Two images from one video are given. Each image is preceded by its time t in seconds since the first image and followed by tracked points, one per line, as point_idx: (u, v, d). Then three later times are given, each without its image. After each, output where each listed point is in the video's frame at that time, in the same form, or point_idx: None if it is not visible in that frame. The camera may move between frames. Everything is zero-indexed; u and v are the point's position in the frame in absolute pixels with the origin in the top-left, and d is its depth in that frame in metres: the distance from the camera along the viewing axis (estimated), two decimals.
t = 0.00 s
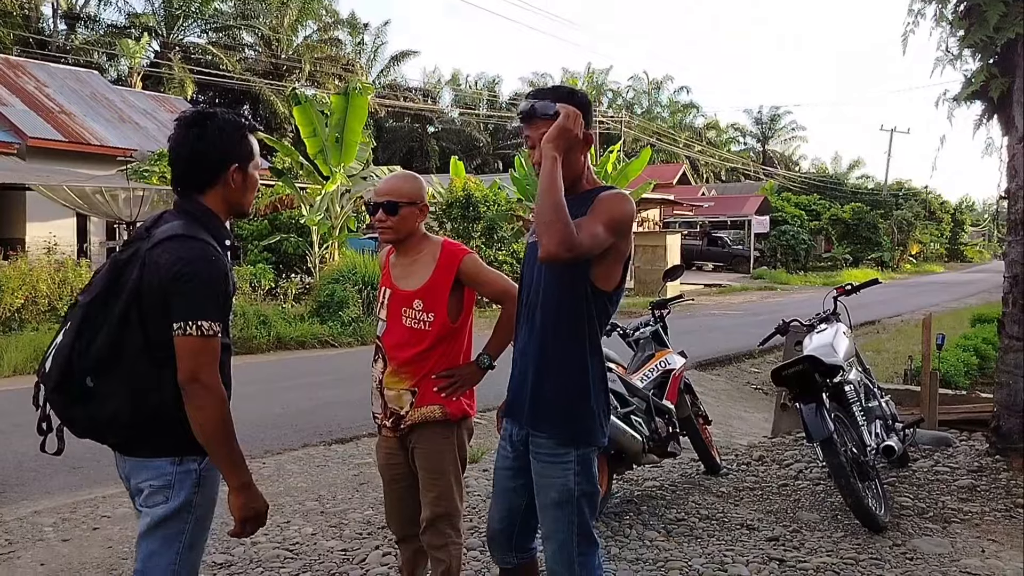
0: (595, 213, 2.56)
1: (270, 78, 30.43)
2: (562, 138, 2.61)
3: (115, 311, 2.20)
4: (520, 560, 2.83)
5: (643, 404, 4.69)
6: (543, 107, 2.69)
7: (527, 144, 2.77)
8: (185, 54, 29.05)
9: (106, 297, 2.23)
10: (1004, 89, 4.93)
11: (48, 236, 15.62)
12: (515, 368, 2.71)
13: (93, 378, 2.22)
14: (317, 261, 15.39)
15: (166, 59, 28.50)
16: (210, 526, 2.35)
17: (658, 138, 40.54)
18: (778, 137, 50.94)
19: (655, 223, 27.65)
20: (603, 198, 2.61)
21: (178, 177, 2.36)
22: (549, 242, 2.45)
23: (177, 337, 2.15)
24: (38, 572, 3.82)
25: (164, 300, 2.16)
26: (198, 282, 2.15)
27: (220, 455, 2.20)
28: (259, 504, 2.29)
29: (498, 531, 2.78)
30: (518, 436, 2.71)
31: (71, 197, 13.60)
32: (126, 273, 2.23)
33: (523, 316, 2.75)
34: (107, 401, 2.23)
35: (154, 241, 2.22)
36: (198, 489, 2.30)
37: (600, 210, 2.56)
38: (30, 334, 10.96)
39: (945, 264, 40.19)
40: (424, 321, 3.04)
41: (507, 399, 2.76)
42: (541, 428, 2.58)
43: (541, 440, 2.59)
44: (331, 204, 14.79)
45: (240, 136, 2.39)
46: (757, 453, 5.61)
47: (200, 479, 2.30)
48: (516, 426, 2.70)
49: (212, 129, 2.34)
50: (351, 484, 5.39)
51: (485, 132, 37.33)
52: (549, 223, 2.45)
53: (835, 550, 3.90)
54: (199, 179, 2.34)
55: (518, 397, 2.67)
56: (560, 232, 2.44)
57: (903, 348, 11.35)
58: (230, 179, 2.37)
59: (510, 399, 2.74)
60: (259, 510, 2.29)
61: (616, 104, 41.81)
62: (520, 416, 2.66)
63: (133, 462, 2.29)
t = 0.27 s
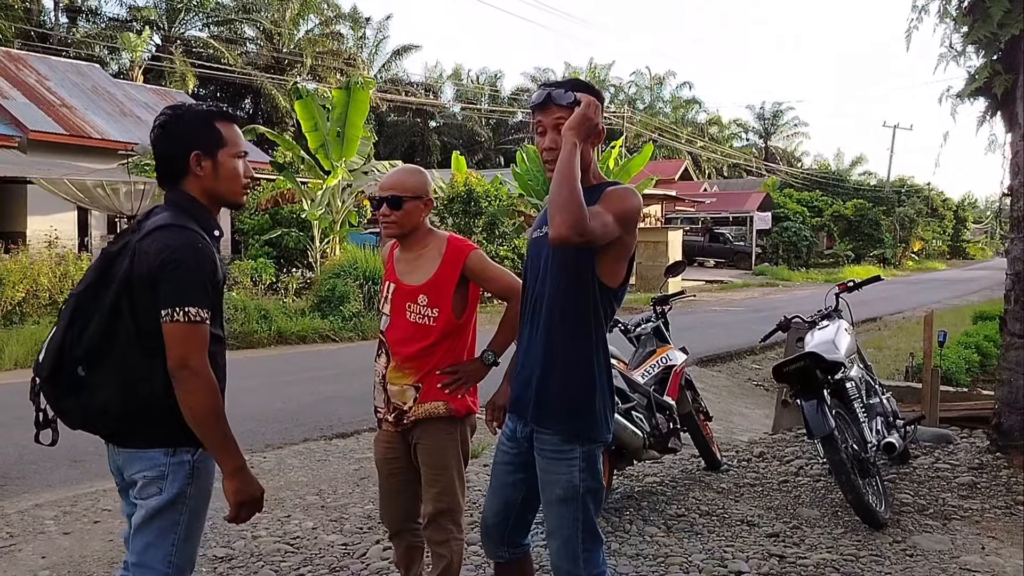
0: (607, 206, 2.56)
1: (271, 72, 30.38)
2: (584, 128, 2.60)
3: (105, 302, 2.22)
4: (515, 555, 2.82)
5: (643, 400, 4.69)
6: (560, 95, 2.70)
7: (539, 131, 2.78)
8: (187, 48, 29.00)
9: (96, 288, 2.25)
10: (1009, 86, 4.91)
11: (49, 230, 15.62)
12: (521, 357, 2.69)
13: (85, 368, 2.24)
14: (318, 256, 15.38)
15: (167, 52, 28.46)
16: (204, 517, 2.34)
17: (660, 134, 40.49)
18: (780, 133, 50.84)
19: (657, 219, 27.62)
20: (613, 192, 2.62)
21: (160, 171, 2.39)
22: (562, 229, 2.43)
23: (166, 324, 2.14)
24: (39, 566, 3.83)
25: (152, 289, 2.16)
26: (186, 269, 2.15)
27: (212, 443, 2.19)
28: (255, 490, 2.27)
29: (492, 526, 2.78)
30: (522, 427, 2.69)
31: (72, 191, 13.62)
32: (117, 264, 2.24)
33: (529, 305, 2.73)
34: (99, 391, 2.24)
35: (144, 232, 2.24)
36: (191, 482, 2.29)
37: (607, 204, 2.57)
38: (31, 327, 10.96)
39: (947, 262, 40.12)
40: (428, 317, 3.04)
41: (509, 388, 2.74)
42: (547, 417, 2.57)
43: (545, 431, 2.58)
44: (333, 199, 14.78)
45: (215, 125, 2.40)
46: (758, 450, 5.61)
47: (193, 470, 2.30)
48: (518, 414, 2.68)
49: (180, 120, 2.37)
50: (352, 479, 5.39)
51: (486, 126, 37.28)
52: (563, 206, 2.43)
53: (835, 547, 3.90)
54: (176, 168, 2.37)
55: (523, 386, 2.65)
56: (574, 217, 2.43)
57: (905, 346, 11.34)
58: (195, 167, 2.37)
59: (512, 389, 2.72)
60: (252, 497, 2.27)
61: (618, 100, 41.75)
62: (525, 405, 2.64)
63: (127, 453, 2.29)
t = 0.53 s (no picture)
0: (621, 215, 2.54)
1: (273, 69, 30.39)
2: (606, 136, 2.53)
3: (89, 294, 2.25)
4: (515, 555, 2.81)
5: (644, 398, 4.68)
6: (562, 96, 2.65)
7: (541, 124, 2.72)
8: (188, 44, 29.00)
9: (80, 280, 2.28)
10: (1011, 84, 4.89)
11: (51, 226, 15.64)
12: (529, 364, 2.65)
13: (67, 355, 2.27)
14: (319, 253, 15.39)
15: (169, 49, 28.47)
16: (191, 509, 2.35)
17: (662, 132, 40.46)
18: (782, 131, 50.81)
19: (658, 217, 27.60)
20: (621, 196, 2.59)
21: (144, 167, 2.41)
22: (583, 243, 2.39)
23: (147, 312, 2.16)
24: (41, 561, 3.83)
25: (133, 278, 2.18)
26: (167, 258, 2.17)
27: (192, 430, 2.20)
28: (233, 478, 2.27)
29: (494, 523, 2.77)
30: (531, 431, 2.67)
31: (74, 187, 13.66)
32: (101, 258, 2.27)
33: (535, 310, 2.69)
34: (82, 380, 2.26)
35: (129, 226, 2.27)
36: (176, 473, 2.30)
37: (620, 210, 2.54)
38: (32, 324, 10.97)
39: (948, 260, 40.09)
40: (434, 316, 3.04)
41: (516, 394, 2.70)
42: (561, 427, 2.55)
43: (558, 439, 2.57)
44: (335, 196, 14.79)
45: (191, 122, 2.41)
46: (759, 448, 5.61)
47: (178, 460, 2.30)
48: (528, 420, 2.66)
49: (156, 121, 2.39)
50: (353, 475, 5.40)
51: (488, 124, 37.27)
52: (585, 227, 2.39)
53: (835, 545, 3.90)
54: (153, 167, 2.39)
55: (534, 394, 2.62)
56: (594, 234, 2.38)
57: (906, 344, 11.33)
58: (172, 163, 2.38)
59: (520, 395, 2.68)
60: (231, 485, 2.27)
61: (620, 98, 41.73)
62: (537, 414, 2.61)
63: (111, 445, 2.30)
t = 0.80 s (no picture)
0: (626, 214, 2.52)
1: (274, 67, 30.39)
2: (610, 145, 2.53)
3: (66, 290, 2.27)
4: (512, 550, 2.84)
5: (645, 396, 4.68)
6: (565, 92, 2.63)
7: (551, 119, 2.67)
8: (190, 42, 28.99)
9: (59, 276, 2.30)
10: (1013, 83, 4.89)
11: (52, 224, 15.65)
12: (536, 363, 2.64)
13: (45, 349, 2.30)
14: (321, 251, 15.40)
15: (171, 47, 28.49)
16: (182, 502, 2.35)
17: (664, 131, 40.43)
18: (784, 131, 50.77)
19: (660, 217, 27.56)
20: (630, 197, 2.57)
21: (126, 167, 2.43)
22: (584, 243, 2.39)
23: (120, 303, 2.16)
24: (42, 558, 3.84)
25: (107, 271, 2.19)
26: (138, 250, 2.18)
27: (162, 422, 2.20)
28: (202, 469, 2.28)
29: (491, 518, 2.78)
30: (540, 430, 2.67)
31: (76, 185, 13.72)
32: (80, 255, 2.29)
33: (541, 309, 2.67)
34: (62, 373, 2.28)
35: (109, 221, 2.29)
36: (158, 466, 2.31)
37: (625, 211, 2.52)
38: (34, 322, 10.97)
39: (950, 260, 40.06)
40: (436, 317, 3.05)
41: (523, 393, 2.69)
42: (568, 427, 2.55)
43: (566, 439, 2.57)
44: (336, 194, 14.81)
45: (170, 121, 2.42)
46: (760, 447, 5.60)
47: (159, 454, 2.31)
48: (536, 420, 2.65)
49: (136, 122, 2.41)
50: (353, 474, 5.40)
51: (489, 122, 37.31)
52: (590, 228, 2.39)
53: (837, 545, 3.90)
54: (134, 166, 2.41)
55: (542, 394, 2.61)
56: (599, 236, 2.38)
57: (908, 344, 11.32)
58: (150, 163, 2.40)
59: (527, 393, 2.67)
60: (201, 475, 2.28)
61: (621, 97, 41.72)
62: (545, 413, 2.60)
63: (95, 440, 2.32)
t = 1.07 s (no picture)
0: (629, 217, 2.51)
1: (275, 67, 30.38)
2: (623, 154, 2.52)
3: (53, 291, 2.27)
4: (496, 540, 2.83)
5: (646, 396, 4.68)
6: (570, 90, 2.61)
7: (559, 118, 2.63)
8: (191, 42, 29.00)
9: (46, 277, 2.30)
10: (1013, 83, 4.89)
11: (53, 224, 15.66)
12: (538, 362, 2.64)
13: (34, 350, 2.29)
14: (321, 251, 15.40)
15: (172, 47, 28.50)
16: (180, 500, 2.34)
17: (664, 130, 40.42)
18: (784, 130, 50.74)
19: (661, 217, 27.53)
20: (635, 201, 2.56)
21: (114, 169, 2.43)
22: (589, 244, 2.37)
23: (104, 301, 2.17)
24: (42, 558, 3.84)
25: (91, 271, 2.19)
26: (121, 247, 2.18)
27: (149, 419, 2.20)
28: (183, 466, 2.27)
29: (477, 507, 2.77)
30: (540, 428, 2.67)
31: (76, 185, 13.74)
32: (67, 257, 2.30)
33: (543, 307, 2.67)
34: (51, 374, 2.27)
35: (95, 222, 2.29)
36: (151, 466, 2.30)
37: (631, 215, 2.51)
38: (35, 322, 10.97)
39: (950, 260, 40.05)
40: (432, 316, 3.04)
41: (524, 390, 2.69)
42: (569, 427, 2.55)
43: (565, 438, 2.57)
44: (337, 194, 14.80)
45: (156, 124, 2.42)
46: (760, 448, 5.60)
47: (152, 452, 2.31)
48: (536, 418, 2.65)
49: (124, 124, 2.41)
50: (354, 474, 5.40)
51: (489, 122, 37.34)
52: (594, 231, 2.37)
53: (837, 544, 3.89)
54: (122, 168, 2.41)
55: (543, 393, 2.60)
56: (604, 239, 2.37)
57: (908, 344, 11.31)
58: (137, 165, 2.40)
59: (528, 391, 2.67)
60: (184, 472, 2.28)
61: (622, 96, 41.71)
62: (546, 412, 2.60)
63: (88, 440, 2.31)
